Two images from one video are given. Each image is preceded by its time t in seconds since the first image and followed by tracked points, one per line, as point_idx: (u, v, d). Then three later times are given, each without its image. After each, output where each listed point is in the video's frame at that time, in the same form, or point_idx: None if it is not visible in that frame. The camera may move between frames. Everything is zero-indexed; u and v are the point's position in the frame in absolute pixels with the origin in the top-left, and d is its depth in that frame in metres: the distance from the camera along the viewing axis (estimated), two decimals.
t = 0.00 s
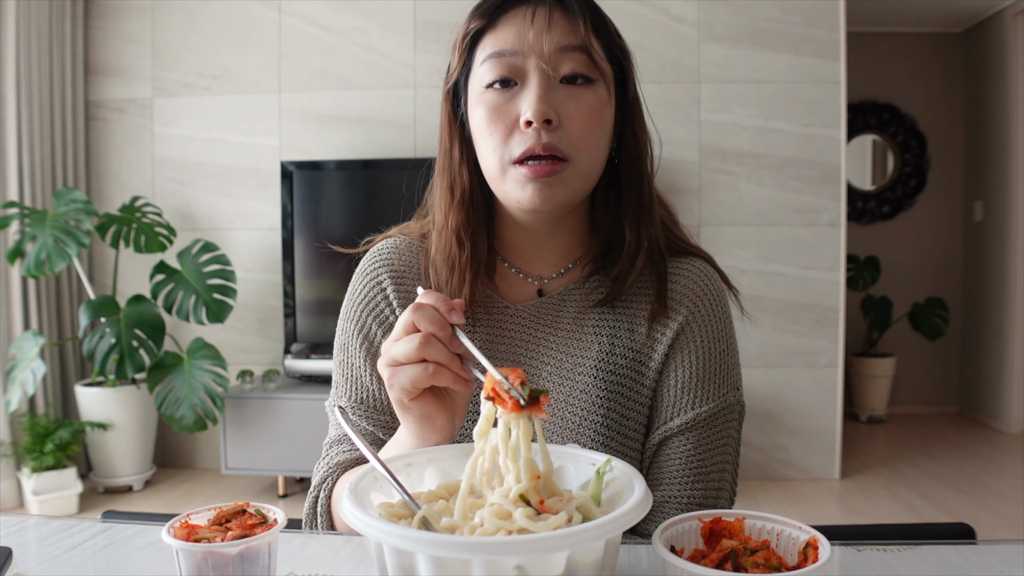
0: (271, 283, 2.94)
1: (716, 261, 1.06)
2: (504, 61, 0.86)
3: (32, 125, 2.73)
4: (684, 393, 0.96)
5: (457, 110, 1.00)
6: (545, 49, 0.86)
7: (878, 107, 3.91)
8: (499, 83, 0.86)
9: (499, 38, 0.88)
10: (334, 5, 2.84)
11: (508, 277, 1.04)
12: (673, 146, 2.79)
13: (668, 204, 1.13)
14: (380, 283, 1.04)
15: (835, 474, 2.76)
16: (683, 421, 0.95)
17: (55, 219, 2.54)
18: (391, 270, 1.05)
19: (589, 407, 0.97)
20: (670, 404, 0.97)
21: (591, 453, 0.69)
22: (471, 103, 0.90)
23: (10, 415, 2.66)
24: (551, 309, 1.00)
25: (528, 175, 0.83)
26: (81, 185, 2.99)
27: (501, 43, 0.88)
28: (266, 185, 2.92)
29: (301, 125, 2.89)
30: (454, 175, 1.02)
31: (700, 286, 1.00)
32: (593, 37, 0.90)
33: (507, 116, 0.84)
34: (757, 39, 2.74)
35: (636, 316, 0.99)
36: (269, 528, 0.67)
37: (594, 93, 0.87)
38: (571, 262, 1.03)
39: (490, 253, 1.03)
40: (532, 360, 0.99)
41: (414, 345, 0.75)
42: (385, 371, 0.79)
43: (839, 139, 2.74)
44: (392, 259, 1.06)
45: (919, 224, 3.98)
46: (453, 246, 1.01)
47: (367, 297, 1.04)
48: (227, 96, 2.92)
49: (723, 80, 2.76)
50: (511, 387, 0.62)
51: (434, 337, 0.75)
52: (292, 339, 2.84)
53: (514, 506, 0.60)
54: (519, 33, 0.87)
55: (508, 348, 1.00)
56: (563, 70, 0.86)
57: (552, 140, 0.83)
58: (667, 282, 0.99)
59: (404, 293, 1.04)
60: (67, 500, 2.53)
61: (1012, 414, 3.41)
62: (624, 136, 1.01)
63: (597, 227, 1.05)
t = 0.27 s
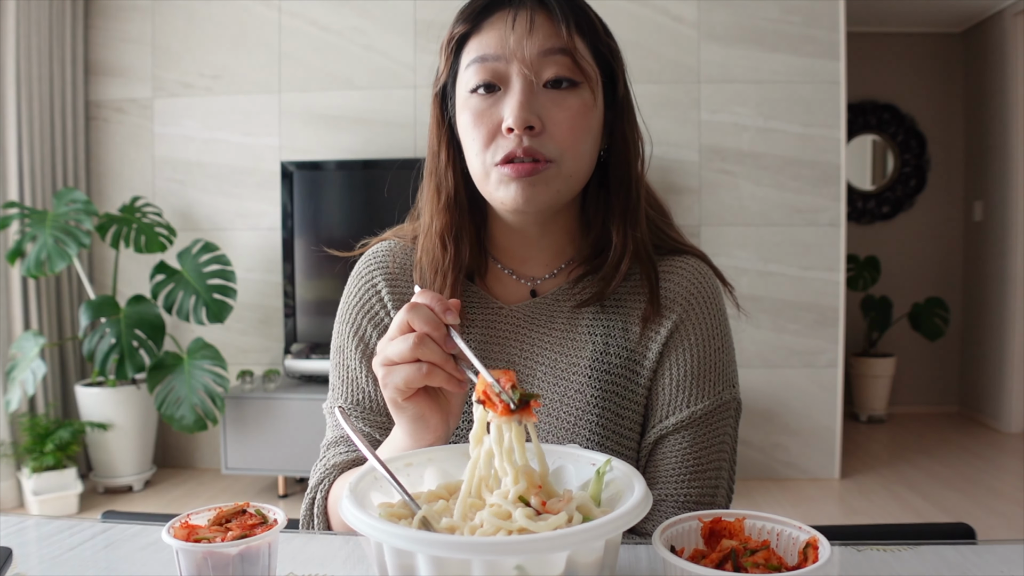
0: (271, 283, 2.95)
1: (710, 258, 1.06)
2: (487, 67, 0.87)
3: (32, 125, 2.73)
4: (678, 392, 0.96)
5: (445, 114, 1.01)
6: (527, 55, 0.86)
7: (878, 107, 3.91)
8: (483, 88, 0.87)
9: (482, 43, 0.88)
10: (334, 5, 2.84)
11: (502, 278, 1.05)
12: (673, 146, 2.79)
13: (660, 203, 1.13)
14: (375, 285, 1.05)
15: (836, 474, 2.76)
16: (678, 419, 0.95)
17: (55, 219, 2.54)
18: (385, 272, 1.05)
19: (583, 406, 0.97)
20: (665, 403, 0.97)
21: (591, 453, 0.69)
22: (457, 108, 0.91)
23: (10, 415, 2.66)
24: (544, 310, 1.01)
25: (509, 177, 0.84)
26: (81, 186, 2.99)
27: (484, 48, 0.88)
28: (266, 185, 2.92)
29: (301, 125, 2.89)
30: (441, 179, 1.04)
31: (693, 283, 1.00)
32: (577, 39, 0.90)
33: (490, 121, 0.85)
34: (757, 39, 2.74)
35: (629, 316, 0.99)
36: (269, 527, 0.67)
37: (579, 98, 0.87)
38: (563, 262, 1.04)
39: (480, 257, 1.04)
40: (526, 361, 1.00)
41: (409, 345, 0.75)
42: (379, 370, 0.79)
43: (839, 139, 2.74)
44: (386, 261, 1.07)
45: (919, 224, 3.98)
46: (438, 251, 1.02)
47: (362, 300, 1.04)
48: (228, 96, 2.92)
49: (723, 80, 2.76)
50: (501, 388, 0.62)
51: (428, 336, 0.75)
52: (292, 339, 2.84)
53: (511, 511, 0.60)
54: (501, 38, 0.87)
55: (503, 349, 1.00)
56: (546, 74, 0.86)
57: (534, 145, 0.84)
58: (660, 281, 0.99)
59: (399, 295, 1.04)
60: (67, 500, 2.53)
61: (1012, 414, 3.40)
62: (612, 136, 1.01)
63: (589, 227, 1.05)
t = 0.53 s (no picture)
0: (271, 283, 2.94)
1: (710, 258, 1.05)
2: (486, 70, 0.87)
3: (32, 125, 2.73)
4: (678, 393, 0.96)
5: (442, 116, 1.01)
6: (527, 58, 0.86)
7: (878, 107, 3.91)
8: (483, 91, 0.87)
9: (481, 46, 0.88)
10: (334, 5, 2.84)
11: (501, 279, 1.05)
12: (673, 146, 2.79)
13: (659, 201, 1.13)
14: (374, 287, 1.04)
15: (836, 474, 2.76)
16: (678, 420, 0.94)
17: (54, 219, 2.54)
18: (384, 274, 1.05)
19: (582, 407, 0.97)
20: (665, 404, 0.97)
21: (591, 453, 0.69)
22: (457, 110, 0.91)
23: (10, 415, 2.66)
24: (544, 310, 1.01)
25: (512, 183, 0.85)
26: (81, 186, 2.99)
27: (483, 50, 0.88)
28: (266, 185, 2.92)
29: (301, 125, 2.88)
30: (439, 181, 1.04)
31: (693, 283, 0.99)
32: (576, 41, 0.89)
33: (490, 124, 0.85)
34: (757, 39, 2.74)
35: (629, 316, 0.99)
36: (269, 527, 0.67)
37: (579, 99, 0.87)
38: (562, 263, 1.04)
39: (479, 258, 1.05)
40: (525, 362, 1.00)
41: (420, 337, 0.75)
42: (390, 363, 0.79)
43: (839, 139, 2.74)
44: (385, 262, 1.07)
45: (919, 224, 3.98)
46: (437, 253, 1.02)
47: (361, 301, 1.04)
48: (228, 96, 2.92)
49: (723, 80, 2.76)
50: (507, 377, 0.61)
51: (440, 327, 0.75)
52: (292, 339, 2.84)
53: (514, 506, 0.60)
54: (499, 41, 0.87)
55: (502, 350, 1.00)
56: (545, 77, 0.86)
57: (537, 148, 0.84)
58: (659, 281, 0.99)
59: (398, 296, 1.04)
60: (67, 500, 2.53)
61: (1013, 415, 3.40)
62: (611, 136, 1.01)
63: (588, 227, 1.05)
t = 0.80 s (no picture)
0: (271, 283, 2.94)
1: (712, 258, 1.05)
2: (487, 75, 0.86)
3: (32, 126, 2.73)
4: (679, 394, 0.96)
5: (443, 117, 1.01)
6: (528, 64, 0.85)
7: (878, 107, 3.91)
8: (484, 97, 0.87)
9: (482, 51, 0.88)
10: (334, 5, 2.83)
11: (502, 280, 1.05)
12: (673, 146, 2.79)
13: (661, 201, 1.12)
14: (375, 288, 1.04)
15: (836, 474, 2.76)
16: (678, 421, 0.95)
17: (55, 219, 2.54)
18: (384, 275, 1.05)
19: (583, 408, 0.97)
20: (666, 405, 0.97)
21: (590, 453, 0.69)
22: (457, 114, 0.91)
23: (10, 415, 2.66)
24: (545, 312, 1.01)
25: (512, 189, 0.86)
26: (81, 186, 2.99)
27: (484, 55, 0.88)
28: (266, 185, 2.92)
29: (301, 125, 2.88)
30: (440, 182, 1.03)
31: (694, 284, 1.00)
32: (578, 46, 0.89)
33: (490, 130, 0.85)
34: (757, 39, 2.74)
35: (630, 318, 0.99)
36: (269, 528, 0.67)
37: (580, 106, 0.87)
38: (563, 265, 1.04)
39: (480, 259, 1.05)
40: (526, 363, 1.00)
41: (410, 337, 0.75)
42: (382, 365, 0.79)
43: (839, 139, 2.74)
44: (385, 263, 1.06)
45: (919, 224, 3.98)
46: (437, 256, 1.02)
47: (362, 302, 1.04)
48: (228, 96, 2.92)
49: (723, 80, 2.76)
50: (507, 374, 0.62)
51: (431, 328, 0.75)
52: (292, 339, 2.84)
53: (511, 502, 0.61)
54: (501, 46, 0.87)
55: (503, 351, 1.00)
56: (547, 84, 0.86)
57: (537, 156, 0.84)
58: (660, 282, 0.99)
59: (398, 298, 1.04)
60: (67, 500, 2.53)
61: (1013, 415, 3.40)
62: (612, 137, 1.00)
63: (589, 228, 1.05)
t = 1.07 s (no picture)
0: (271, 283, 2.95)
1: (715, 261, 1.06)
2: (502, 88, 0.85)
3: (32, 126, 2.73)
4: (682, 395, 0.96)
5: (452, 120, 0.99)
6: (544, 78, 0.85)
7: (878, 107, 3.91)
8: (499, 110, 0.86)
9: (497, 60, 0.87)
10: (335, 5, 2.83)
11: (506, 280, 1.05)
12: (673, 146, 2.79)
13: (667, 204, 1.12)
14: (379, 283, 1.05)
15: (836, 474, 2.76)
16: (681, 422, 0.95)
17: (55, 219, 2.54)
18: (389, 270, 1.06)
19: (585, 408, 0.97)
20: (668, 406, 0.97)
21: (591, 453, 0.69)
22: (469, 121, 0.90)
23: (10, 415, 2.65)
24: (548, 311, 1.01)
25: (525, 202, 0.86)
26: (81, 185, 2.99)
27: (499, 65, 0.87)
28: (266, 185, 2.92)
29: (301, 125, 2.88)
30: (447, 183, 1.02)
31: (698, 286, 1.00)
32: (595, 59, 0.88)
33: (504, 143, 0.85)
34: (756, 39, 2.74)
35: (633, 318, 0.99)
36: (269, 528, 0.67)
37: (593, 120, 0.86)
38: (567, 267, 1.04)
39: (486, 259, 1.04)
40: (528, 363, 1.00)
41: (365, 385, 0.74)
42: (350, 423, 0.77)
43: (839, 139, 2.74)
44: (390, 259, 1.07)
45: (919, 224, 3.98)
46: (443, 257, 1.00)
47: (367, 296, 1.05)
48: (228, 96, 2.92)
49: (723, 80, 2.76)
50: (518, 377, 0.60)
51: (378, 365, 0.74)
52: (292, 339, 2.84)
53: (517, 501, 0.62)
54: (518, 58, 0.86)
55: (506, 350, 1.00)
56: (562, 98, 0.85)
57: (551, 170, 0.85)
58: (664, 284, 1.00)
59: (402, 292, 1.05)
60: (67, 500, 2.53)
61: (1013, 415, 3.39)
62: (622, 141, 0.99)
63: (595, 230, 1.05)
